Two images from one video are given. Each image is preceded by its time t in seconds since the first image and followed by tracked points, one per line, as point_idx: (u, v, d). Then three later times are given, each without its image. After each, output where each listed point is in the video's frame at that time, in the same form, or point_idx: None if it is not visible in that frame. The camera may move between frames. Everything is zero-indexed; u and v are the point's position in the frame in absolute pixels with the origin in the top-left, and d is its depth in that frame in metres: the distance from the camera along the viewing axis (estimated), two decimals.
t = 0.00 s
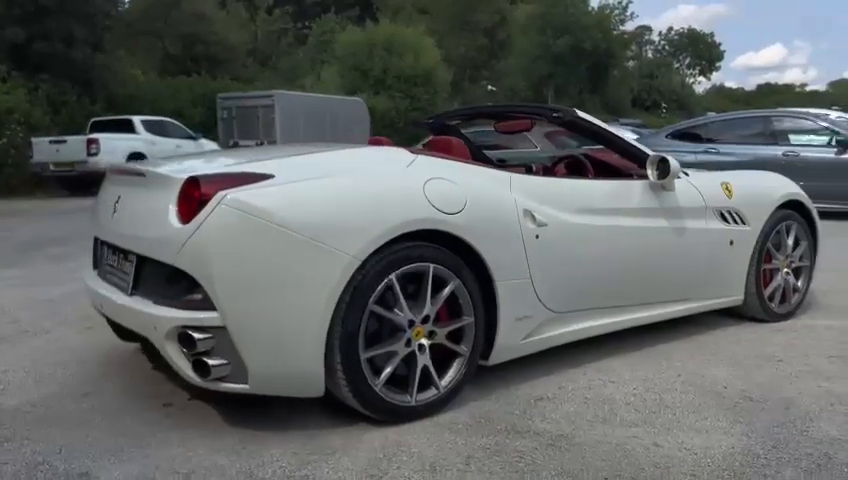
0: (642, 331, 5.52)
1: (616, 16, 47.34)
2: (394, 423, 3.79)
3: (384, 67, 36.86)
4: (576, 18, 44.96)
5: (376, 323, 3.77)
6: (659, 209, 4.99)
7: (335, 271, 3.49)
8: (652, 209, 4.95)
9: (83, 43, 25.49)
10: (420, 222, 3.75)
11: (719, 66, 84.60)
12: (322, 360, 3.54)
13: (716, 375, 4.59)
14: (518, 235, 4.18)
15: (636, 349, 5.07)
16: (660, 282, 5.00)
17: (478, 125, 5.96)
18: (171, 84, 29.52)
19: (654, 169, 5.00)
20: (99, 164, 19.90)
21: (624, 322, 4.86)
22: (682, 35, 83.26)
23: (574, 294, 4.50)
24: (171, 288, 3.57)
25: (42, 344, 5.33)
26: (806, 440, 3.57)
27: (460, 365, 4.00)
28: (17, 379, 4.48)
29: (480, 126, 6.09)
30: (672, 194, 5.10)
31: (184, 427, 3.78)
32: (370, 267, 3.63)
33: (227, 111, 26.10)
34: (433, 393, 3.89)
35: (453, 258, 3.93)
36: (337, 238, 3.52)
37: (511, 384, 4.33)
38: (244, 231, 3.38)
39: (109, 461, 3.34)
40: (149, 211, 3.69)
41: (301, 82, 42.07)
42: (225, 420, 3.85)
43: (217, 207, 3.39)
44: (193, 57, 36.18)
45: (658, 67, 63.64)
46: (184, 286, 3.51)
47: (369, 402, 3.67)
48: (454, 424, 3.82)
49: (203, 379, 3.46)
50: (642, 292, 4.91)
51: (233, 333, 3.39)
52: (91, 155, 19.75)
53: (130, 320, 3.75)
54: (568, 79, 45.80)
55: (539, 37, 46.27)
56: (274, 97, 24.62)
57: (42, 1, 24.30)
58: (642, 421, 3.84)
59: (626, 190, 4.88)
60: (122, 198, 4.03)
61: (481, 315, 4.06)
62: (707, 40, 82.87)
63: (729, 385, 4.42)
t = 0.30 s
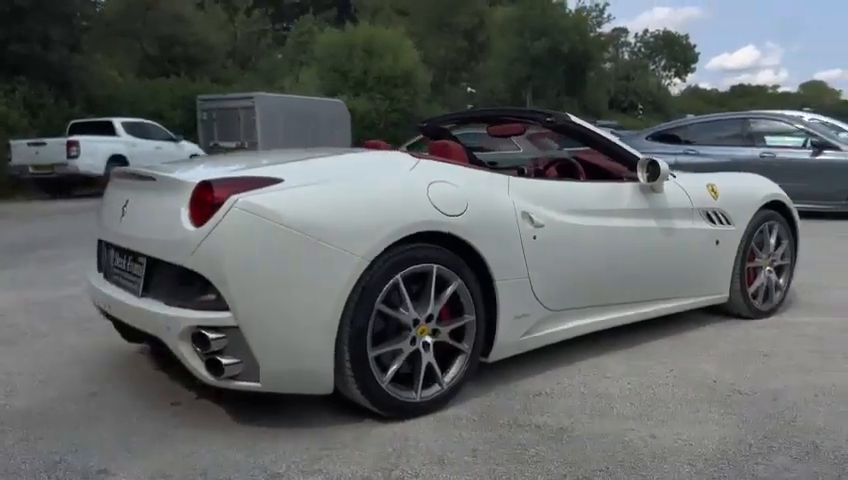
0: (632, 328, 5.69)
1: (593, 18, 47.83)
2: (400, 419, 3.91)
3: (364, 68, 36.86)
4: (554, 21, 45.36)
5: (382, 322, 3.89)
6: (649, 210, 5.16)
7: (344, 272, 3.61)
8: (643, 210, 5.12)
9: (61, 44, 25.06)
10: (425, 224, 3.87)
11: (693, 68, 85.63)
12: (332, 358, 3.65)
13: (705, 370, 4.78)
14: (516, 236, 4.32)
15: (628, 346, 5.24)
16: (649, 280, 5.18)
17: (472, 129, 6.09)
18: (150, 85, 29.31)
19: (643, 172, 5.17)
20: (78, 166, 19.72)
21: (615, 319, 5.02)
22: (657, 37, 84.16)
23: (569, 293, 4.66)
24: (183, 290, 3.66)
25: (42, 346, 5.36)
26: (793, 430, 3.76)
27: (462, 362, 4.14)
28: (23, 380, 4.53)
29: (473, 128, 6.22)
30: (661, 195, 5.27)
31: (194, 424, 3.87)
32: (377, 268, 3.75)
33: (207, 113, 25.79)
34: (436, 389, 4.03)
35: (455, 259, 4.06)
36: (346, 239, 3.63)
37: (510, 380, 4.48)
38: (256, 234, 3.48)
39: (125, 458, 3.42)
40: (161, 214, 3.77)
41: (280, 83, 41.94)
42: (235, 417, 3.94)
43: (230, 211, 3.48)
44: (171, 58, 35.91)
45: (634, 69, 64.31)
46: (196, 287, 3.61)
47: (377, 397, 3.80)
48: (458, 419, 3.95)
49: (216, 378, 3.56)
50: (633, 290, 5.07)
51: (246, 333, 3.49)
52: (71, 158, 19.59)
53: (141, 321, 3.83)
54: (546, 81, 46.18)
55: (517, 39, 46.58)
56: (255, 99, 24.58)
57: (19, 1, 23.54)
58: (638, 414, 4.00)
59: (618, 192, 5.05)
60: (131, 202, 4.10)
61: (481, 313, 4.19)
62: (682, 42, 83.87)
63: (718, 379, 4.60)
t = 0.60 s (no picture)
0: (626, 328, 5.81)
1: (571, 20, 48.28)
2: (408, 418, 3.99)
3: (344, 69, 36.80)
4: (532, 23, 45.72)
5: (391, 324, 3.96)
6: (643, 211, 5.28)
7: (354, 274, 3.68)
8: (637, 212, 5.24)
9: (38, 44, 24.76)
10: (431, 227, 3.95)
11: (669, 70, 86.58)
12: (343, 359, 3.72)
13: (699, 367, 4.91)
14: (518, 238, 4.41)
15: (624, 345, 5.36)
16: (644, 280, 5.30)
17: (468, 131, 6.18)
18: (129, 86, 29.08)
19: (638, 175, 5.30)
20: (58, 169, 19.51)
21: (612, 318, 5.14)
22: (634, 39, 84.96)
23: (568, 293, 4.77)
24: (195, 293, 3.71)
25: (42, 352, 5.36)
26: (789, 424, 3.89)
27: (467, 362, 4.22)
28: (28, 385, 4.54)
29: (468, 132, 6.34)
30: (654, 198, 5.39)
31: (205, 426, 3.92)
32: (386, 270, 3.83)
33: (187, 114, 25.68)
34: (443, 389, 4.11)
35: (460, 261, 4.15)
36: (356, 242, 3.70)
37: (513, 379, 4.57)
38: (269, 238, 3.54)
39: (141, 460, 3.47)
40: (171, 218, 3.82)
41: (260, 84, 41.74)
42: (245, 419, 4.00)
43: (243, 215, 3.54)
44: (150, 59, 35.59)
45: (611, 70, 64.88)
46: (209, 291, 3.66)
47: (386, 397, 3.87)
48: (464, 418, 4.03)
49: (229, 380, 3.62)
50: (628, 290, 5.19)
51: (259, 335, 3.55)
52: (51, 161, 19.37)
53: (152, 325, 3.87)
54: (524, 82, 46.46)
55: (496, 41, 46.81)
56: (235, 101, 24.49)
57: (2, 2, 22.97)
58: (639, 410, 4.11)
59: (614, 194, 5.17)
60: (138, 206, 4.13)
61: (485, 314, 4.28)
62: (658, 43, 84.73)
63: (712, 376, 4.73)
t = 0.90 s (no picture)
0: (630, 324, 5.86)
1: (551, 22, 48.59)
2: (427, 412, 4.01)
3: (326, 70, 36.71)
4: (514, 24, 45.97)
5: (408, 319, 3.98)
6: (648, 207, 5.35)
7: (376, 270, 3.70)
8: (643, 208, 5.31)
9: (18, 45, 24.51)
10: (449, 223, 3.98)
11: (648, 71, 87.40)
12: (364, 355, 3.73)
13: (706, 361, 4.97)
14: (532, 235, 4.45)
15: (630, 340, 5.42)
16: (649, 276, 5.36)
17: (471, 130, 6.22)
18: (111, 86, 28.80)
19: (644, 173, 5.38)
20: (39, 170, 19.26)
21: (618, 313, 5.20)
22: (613, 40, 85.63)
23: (578, 288, 4.82)
24: (214, 290, 3.70)
25: (47, 352, 5.31)
26: (800, 414, 3.96)
27: (483, 357, 4.26)
28: (38, 385, 4.49)
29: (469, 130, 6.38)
30: (659, 194, 5.47)
31: (224, 423, 3.90)
32: (405, 266, 3.85)
33: (170, 115, 25.50)
34: (459, 384, 4.13)
35: (475, 257, 4.17)
36: (377, 239, 3.72)
37: (526, 375, 4.61)
38: (292, 234, 3.55)
39: (164, 459, 3.45)
40: (190, 215, 3.80)
41: (241, 84, 41.49)
42: (264, 416, 3.99)
43: (265, 212, 3.54)
44: (131, 59, 35.27)
45: (591, 71, 65.37)
46: (229, 288, 3.65)
47: (405, 393, 3.89)
48: (481, 412, 4.06)
49: (251, 376, 3.62)
50: (634, 286, 5.25)
51: (283, 332, 3.56)
52: (34, 162, 19.12)
53: (169, 322, 3.86)
54: (506, 83, 46.61)
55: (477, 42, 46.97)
56: (220, 101, 24.29)
57: None
58: (652, 403, 4.17)
59: (620, 190, 5.23)
60: (153, 203, 4.12)
61: (499, 309, 4.31)
62: (636, 44, 85.39)
63: (720, 368, 4.80)
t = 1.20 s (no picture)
0: (638, 323, 5.93)
1: (532, 22, 48.86)
2: (451, 412, 4.03)
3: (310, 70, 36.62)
4: (496, 24, 46.27)
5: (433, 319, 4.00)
6: (658, 207, 5.42)
7: (403, 271, 3.73)
8: (653, 208, 5.38)
9: None
10: (472, 224, 4.01)
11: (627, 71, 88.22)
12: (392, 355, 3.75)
13: (718, 358, 5.05)
14: (551, 234, 4.49)
15: (641, 339, 5.49)
16: (659, 275, 5.43)
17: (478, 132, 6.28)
18: (93, 86, 28.52)
19: (654, 173, 5.44)
20: (24, 171, 19.00)
21: (630, 312, 5.25)
22: (593, 41, 86.33)
23: (593, 287, 4.87)
24: (243, 291, 3.71)
25: (58, 356, 5.26)
26: (818, 409, 4.05)
27: (504, 357, 4.29)
28: (56, 389, 4.46)
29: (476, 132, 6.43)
30: (668, 194, 5.54)
31: (250, 425, 3.91)
32: (431, 266, 3.88)
33: (154, 116, 25.33)
34: (482, 383, 4.16)
35: (496, 256, 4.21)
36: (404, 240, 3.75)
37: (544, 374, 4.66)
38: (321, 235, 3.57)
39: (197, 461, 3.45)
40: (216, 216, 3.80)
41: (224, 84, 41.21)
42: (289, 418, 4.00)
43: (295, 212, 3.56)
44: (112, 59, 34.91)
45: (571, 72, 65.93)
46: (258, 289, 3.66)
47: (431, 393, 3.91)
48: (504, 411, 4.09)
49: (281, 376, 3.63)
50: (645, 285, 5.32)
51: (313, 332, 3.57)
52: (18, 164, 18.86)
53: (194, 324, 3.85)
54: (488, 84, 46.77)
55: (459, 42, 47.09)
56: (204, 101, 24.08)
57: None
58: (671, 400, 4.23)
59: (631, 190, 5.30)
60: (176, 205, 4.11)
61: (519, 308, 4.35)
62: (616, 45, 85.98)
63: (733, 365, 4.88)
